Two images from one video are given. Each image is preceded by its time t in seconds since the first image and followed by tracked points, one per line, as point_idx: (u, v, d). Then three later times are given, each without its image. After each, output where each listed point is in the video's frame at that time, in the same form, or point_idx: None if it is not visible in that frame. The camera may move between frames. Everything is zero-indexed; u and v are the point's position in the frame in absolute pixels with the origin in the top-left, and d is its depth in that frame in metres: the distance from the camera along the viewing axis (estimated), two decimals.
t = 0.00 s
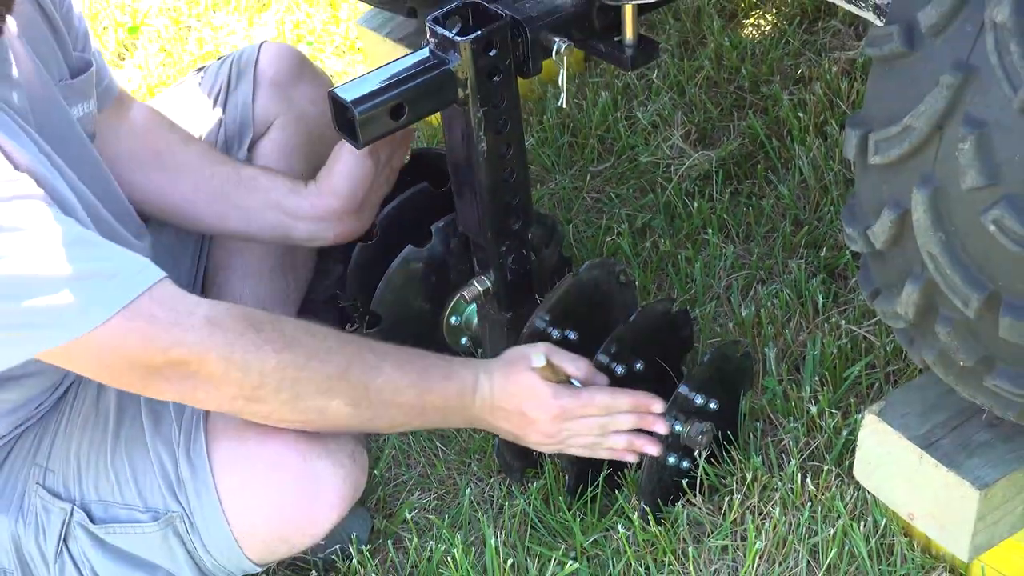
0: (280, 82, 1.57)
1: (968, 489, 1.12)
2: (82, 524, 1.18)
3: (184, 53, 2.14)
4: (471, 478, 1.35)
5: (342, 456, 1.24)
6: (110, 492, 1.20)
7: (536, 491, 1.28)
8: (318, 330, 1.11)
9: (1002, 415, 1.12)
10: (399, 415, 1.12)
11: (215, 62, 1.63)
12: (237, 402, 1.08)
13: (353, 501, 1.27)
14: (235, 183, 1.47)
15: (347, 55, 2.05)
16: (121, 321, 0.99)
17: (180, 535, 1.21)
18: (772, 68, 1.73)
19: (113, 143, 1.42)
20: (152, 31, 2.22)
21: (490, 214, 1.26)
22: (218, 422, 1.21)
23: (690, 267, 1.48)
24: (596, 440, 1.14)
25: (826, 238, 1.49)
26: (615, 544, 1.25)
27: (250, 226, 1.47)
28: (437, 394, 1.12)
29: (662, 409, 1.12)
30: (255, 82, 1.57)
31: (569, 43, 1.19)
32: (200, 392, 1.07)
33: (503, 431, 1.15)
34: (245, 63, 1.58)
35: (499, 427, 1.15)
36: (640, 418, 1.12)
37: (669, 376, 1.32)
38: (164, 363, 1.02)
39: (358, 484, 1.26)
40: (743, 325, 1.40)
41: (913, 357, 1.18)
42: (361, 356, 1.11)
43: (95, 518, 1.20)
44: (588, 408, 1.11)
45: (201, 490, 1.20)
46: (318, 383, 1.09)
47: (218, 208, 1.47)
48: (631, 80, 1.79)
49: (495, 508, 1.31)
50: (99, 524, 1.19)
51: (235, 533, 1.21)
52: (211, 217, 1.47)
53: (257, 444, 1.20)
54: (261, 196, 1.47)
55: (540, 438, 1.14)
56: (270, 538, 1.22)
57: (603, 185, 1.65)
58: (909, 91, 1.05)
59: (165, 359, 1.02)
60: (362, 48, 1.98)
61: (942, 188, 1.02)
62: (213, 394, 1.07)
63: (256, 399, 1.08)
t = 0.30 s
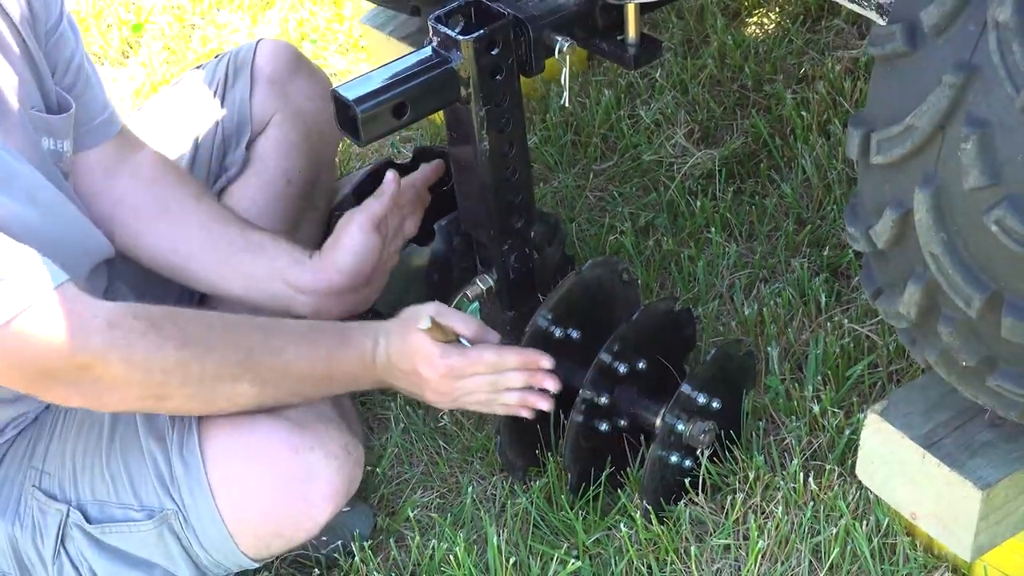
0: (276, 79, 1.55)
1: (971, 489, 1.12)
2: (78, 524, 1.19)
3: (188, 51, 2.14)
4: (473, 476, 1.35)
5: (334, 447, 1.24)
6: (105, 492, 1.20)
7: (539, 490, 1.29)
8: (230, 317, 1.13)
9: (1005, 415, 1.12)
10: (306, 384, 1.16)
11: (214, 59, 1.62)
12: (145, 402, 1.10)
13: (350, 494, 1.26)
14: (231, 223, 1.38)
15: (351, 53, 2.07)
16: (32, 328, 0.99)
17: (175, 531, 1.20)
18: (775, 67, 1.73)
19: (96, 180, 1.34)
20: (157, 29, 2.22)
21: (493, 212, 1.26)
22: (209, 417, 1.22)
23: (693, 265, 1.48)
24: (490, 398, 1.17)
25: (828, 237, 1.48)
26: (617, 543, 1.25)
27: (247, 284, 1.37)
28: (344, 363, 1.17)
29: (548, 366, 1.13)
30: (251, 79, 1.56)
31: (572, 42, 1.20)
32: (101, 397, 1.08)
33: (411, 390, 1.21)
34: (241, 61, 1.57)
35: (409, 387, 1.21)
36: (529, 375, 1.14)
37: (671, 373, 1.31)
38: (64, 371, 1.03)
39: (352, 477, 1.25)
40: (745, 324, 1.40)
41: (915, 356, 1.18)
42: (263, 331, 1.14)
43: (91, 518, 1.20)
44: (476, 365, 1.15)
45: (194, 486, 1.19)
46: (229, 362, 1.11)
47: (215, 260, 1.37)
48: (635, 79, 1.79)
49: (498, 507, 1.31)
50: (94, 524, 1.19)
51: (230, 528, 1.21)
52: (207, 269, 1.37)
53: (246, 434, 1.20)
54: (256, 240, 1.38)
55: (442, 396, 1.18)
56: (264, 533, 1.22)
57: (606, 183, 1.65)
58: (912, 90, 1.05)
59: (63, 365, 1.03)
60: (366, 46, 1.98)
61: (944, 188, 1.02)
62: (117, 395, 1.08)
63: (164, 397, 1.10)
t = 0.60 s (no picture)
0: (281, 76, 1.57)
1: (980, 494, 1.12)
2: (76, 525, 1.18)
3: (199, 50, 2.14)
4: (481, 477, 1.35)
5: (331, 446, 1.23)
6: (102, 493, 1.20)
7: (547, 491, 1.29)
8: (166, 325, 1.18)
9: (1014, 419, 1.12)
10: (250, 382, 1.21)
11: (220, 56, 1.63)
12: (86, 422, 1.11)
13: (349, 493, 1.25)
14: (232, 250, 1.36)
15: (361, 52, 2.08)
16: None
17: (172, 532, 1.20)
18: (785, 67, 1.72)
19: (90, 195, 1.32)
20: (166, 27, 2.22)
21: (502, 213, 1.26)
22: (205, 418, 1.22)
23: (702, 266, 1.47)
24: (431, 382, 1.21)
25: (838, 239, 1.48)
26: (625, 545, 1.25)
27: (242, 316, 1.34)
28: (286, 360, 1.23)
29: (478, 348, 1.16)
30: (256, 75, 1.57)
31: (581, 43, 1.20)
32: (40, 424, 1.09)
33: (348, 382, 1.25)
34: (246, 58, 1.58)
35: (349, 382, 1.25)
36: (463, 358, 1.17)
37: (679, 374, 1.30)
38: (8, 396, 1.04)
39: (350, 477, 1.24)
40: (754, 325, 1.39)
41: (924, 359, 1.18)
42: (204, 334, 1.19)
43: (89, 519, 1.19)
44: (407, 352, 1.18)
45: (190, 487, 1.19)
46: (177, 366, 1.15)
47: (211, 287, 1.35)
48: (644, 79, 1.78)
49: (506, 507, 1.31)
50: (91, 524, 1.19)
51: (227, 529, 1.20)
52: (201, 293, 1.35)
53: (240, 434, 1.21)
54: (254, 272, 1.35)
55: (380, 384, 1.22)
56: (259, 534, 1.20)
57: (615, 183, 1.64)
58: (921, 93, 1.04)
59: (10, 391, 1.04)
60: (376, 44, 1.98)
61: (953, 192, 1.02)
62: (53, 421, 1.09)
63: (106, 416, 1.12)
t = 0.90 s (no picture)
0: (299, 78, 1.56)
1: (993, 499, 1.12)
2: (94, 525, 1.19)
3: (217, 52, 2.16)
4: (494, 480, 1.36)
5: (349, 448, 1.24)
6: (119, 493, 1.20)
7: (560, 494, 1.29)
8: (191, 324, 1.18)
9: None
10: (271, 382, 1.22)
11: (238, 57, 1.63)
12: (110, 419, 1.12)
13: (365, 495, 1.26)
14: (255, 250, 1.37)
15: (377, 54, 2.09)
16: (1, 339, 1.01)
17: (189, 532, 1.20)
18: (802, 72, 1.72)
19: (114, 195, 1.34)
20: (185, 29, 2.24)
21: (517, 216, 1.26)
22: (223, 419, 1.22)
23: (717, 270, 1.48)
24: (455, 386, 1.22)
25: (854, 243, 1.48)
26: (638, 548, 1.25)
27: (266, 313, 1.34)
28: (309, 362, 1.24)
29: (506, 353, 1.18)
30: (273, 77, 1.56)
31: (596, 46, 1.22)
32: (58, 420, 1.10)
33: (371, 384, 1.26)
34: (263, 60, 1.58)
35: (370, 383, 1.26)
36: (489, 363, 1.19)
37: (693, 376, 1.31)
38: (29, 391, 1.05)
39: (366, 479, 1.25)
40: (769, 330, 1.40)
41: (937, 365, 1.19)
42: (227, 336, 1.20)
43: (106, 519, 1.20)
44: (435, 357, 1.19)
45: (208, 487, 1.19)
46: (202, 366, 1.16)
47: (229, 288, 1.35)
48: (660, 83, 1.78)
49: (519, 510, 1.32)
50: (109, 524, 1.20)
51: (244, 530, 1.20)
52: (223, 293, 1.36)
53: (259, 436, 1.21)
54: (276, 272, 1.35)
55: (405, 386, 1.24)
56: (278, 535, 1.21)
57: (630, 187, 1.65)
58: (939, 98, 1.05)
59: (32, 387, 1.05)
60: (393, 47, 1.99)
61: (968, 197, 1.02)
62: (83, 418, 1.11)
63: (129, 413, 1.12)
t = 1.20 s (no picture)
0: (337, 94, 1.65)
1: (987, 495, 1.19)
2: (142, 512, 1.28)
3: (258, 69, 2.24)
4: (516, 473, 1.44)
5: (381, 443, 1.33)
6: (166, 483, 1.29)
7: (578, 486, 1.37)
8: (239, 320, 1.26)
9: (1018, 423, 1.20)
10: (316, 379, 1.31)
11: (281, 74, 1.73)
12: (163, 408, 1.20)
13: (396, 489, 1.35)
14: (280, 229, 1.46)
15: (409, 71, 2.17)
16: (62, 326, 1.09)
17: (232, 522, 1.28)
18: (810, 88, 1.80)
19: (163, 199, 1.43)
20: (228, 47, 2.32)
21: (538, 223, 1.34)
22: (262, 415, 1.30)
23: (728, 276, 1.55)
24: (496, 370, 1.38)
25: (858, 251, 1.55)
26: (651, 538, 1.33)
27: (311, 298, 1.43)
28: (351, 351, 1.31)
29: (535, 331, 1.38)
30: (313, 93, 1.65)
31: (612, 64, 1.29)
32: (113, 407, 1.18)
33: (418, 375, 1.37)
34: (304, 77, 1.67)
35: (412, 376, 1.36)
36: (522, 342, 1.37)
37: (704, 377, 1.38)
38: (92, 378, 1.13)
39: (397, 473, 1.34)
40: (777, 333, 1.47)
41: (935, 366, 1.26)
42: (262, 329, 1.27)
43: (154, 507, 1.29)
44: (495, 346, 1.35)
45: (250, 479, 1.28)
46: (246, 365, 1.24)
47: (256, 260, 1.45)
48: (676, 98, 1.86)
49: (539, 501, 1.39)
50: (156, 512, 1.28)
51: (284, 520, 1.28)
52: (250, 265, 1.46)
53: (299, 431, 1.29)
54: (316, 266, 1.43)
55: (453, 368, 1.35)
56: (317, 524, 1.29)
57: (647, 197, 1.72)
58: (936, 115, 1.12)
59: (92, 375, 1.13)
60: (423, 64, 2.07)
61: (963, 208, 1.09)
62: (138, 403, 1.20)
63: (181, 402, 1.20)
